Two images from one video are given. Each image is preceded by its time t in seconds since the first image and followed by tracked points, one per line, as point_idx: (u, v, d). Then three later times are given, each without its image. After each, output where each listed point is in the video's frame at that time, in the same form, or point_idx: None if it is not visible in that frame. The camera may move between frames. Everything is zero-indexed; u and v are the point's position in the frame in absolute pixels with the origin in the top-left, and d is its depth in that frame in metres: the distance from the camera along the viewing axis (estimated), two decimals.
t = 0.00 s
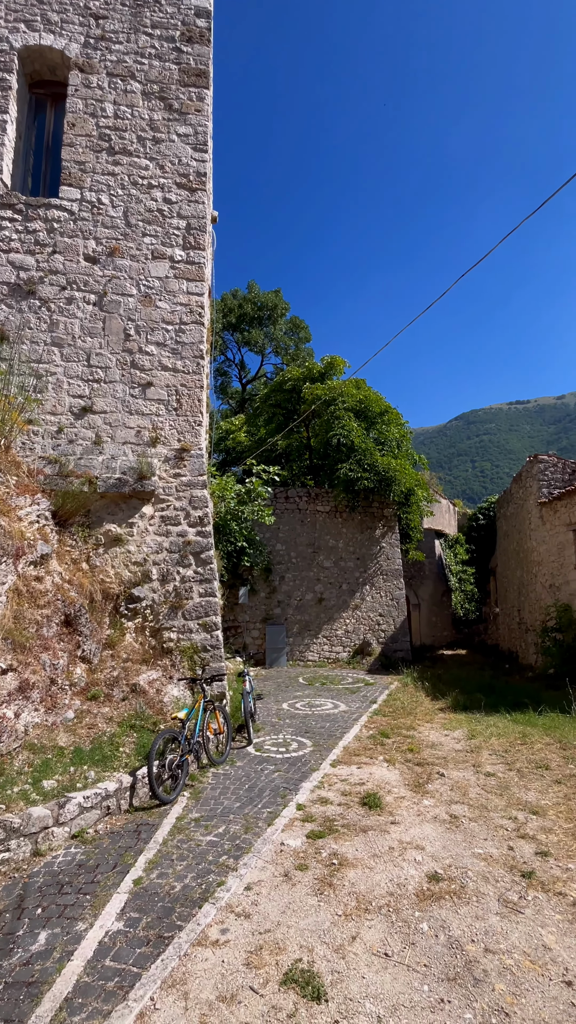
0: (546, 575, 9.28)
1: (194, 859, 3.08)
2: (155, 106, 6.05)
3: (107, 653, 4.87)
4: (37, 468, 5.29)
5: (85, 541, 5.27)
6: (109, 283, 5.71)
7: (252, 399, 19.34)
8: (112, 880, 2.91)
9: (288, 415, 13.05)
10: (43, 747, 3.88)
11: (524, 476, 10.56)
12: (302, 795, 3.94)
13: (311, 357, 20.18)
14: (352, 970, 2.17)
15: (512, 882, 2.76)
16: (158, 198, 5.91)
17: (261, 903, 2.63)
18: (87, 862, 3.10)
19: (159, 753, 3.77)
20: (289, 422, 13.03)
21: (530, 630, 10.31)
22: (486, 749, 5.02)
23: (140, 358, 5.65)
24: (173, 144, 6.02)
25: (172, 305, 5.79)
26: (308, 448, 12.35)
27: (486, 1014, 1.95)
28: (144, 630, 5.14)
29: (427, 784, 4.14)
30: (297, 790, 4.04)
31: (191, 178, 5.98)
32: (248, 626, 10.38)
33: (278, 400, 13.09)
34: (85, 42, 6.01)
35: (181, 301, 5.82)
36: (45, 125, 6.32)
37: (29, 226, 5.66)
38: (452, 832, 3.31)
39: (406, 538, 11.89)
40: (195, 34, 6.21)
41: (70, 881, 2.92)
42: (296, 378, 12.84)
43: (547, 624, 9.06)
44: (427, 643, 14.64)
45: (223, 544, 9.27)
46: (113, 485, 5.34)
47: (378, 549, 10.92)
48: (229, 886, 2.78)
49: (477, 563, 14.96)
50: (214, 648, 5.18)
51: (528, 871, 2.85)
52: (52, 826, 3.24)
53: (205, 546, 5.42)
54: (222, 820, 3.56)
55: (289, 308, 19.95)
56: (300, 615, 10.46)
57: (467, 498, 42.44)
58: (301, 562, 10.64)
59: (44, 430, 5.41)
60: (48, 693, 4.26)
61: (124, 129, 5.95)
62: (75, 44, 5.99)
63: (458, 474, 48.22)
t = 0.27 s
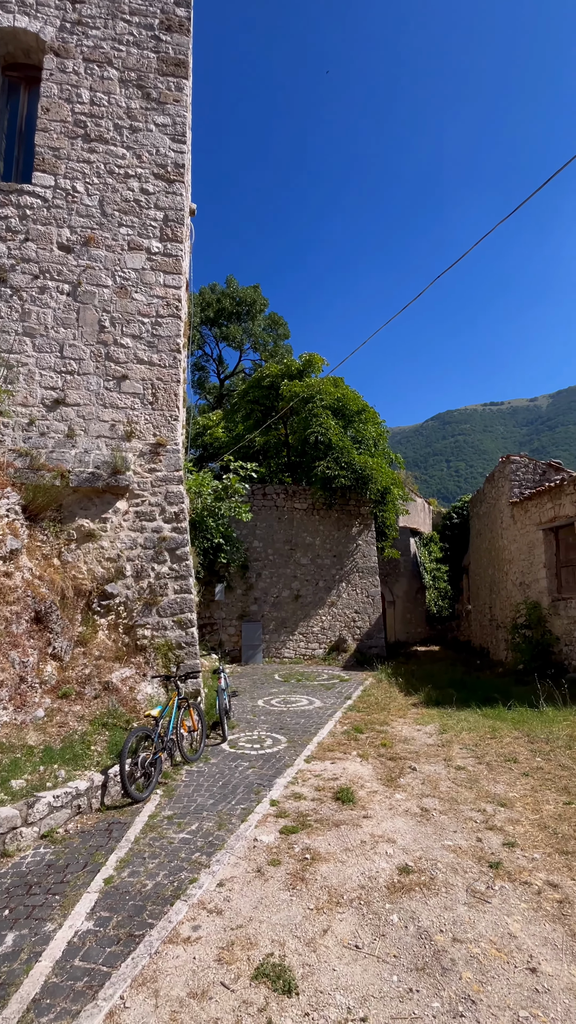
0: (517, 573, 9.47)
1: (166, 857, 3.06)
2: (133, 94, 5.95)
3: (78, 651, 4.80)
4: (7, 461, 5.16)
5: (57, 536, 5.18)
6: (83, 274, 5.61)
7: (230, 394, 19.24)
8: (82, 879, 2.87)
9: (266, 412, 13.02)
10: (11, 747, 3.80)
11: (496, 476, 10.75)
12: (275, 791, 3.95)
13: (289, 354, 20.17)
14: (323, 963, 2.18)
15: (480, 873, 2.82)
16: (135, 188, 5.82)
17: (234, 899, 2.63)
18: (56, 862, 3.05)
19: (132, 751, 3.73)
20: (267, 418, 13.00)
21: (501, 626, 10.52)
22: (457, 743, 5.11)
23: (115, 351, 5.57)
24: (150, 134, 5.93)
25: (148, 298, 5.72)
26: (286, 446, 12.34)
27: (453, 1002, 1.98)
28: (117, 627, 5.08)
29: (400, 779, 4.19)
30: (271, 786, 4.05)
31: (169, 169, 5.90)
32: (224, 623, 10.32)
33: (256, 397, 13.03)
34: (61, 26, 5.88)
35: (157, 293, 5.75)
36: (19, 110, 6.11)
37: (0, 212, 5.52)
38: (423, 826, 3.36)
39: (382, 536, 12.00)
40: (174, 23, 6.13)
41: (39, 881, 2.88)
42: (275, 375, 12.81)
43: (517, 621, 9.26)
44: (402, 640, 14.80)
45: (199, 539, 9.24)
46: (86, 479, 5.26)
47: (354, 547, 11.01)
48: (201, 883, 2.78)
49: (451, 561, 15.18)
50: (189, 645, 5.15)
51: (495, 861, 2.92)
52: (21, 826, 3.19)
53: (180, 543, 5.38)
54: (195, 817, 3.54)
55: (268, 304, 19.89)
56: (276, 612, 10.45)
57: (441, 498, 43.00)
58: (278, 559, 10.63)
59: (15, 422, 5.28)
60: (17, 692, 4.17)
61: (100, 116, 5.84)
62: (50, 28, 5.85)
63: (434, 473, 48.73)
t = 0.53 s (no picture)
0: (487, 571, 9.66)
1: (136, 854, 3.04)
2: (109, 79, 5.84)
3: (47, 647, 4.70)
4: None
5: (26, 530, 5.06)
6: (55, 261, 5.48)
7: (206, 389, 19.08)
8: (49, 879, 2.83)
9: (243, 407, 12.95)
10: None
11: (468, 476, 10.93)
12: (247, 786, 3.96)
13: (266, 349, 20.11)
14: (293, 956, 2.20)
15: (448, 864, 2.87)
16: (110, 176, 5.72)
17: (204, 896, 2.62)
18: (22, 863, 3.00)
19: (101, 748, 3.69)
20: (244, 413, 12.94)
21: (472, 623, 10.72)
22: (427, 737, 5.19)
23: (88, 341, 5.47)
24: (127, 121, 5.83)
25: (123, 288, 5.63)
26: (262, 442, 12.29)
27: (419, 991, 2.02)
28: (88, 623, 5.01)
29: (371, 773, 4.23)
30: (244, 782, 4.05)
31: (145, 158, 5.81)
32: (199, 620, 10.12)
33: (233, 392, 12.95)
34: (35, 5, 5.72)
35: (132, 284, 5.66)
36: None
37: None
38: (393, 819, 3.41)
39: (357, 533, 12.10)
40: (152, 10, 6.03)
41: (4, 883, 2.82)
42: (252, 370, 12.75)
43: (486, 617, 9.45)
44: (375, 636, 14.94)
45: (173, 536, 9.10)
46: (56, 472, 5.15)
47: (330, 545, 11.12)
48: (171, 880, 2.76)
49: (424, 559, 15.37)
50: (161, 641, 5.12)
51: (462, 852, 2.98)
52: None
53: (154, 538, 5.33)
54: (166, 814, 3.52)
55: (245, 299, 19.79)
56: (251, 608, 10.40)
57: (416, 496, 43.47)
58: (254, 556, 10.58)
59: None
60: None
61: (75, 100, 5.71)
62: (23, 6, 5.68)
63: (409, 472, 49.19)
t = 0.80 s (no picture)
0: (457, 569, 9.83)
1: (103, 853, 3.00)
2: (84, 63, 5.70)
3: (13, 644, 4.59)
4: None
5: None
6: (25, 247, 5.33)
7: (181, 382, 18.89)
8: (13, 880, 2.77)
9: (218, 401, 12.85)
10: None
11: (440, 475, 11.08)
12: (218, 783, 3.94)
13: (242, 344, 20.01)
14: (261, 951, 2.20)
15: (415, 856, 2.92)
16: (83, 161, 5.59)
17: (172, 893, 2.61)
18: None
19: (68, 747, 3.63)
20: (219, 408, 12.84)
21: (442, 619, 10.89)
22: (397, 732, 5.26)
23: (59, 330, 5.35)
24: (101, 106, 5.70)
25: (95, 277, 5.52)
26: (238, 437, 12.22)
27: (386, 982, 2.05)
28: (55, 619, 4.89)
29: (341, 768, 4.27)
30: (214, 779, 4.03)
31: (120, 145, 5.70)
32: (171, 616, 10.04)
33: (208, 386, 12.82)
34: None
35: (105, 273, 5.56)
36: None
37: None
38: (362, 813, 3.44)
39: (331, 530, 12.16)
40: None
41: None
42: (227, 364, 12.65)
43: (456, 614, 9.63)
44: (348, 633, 15.05)
45: (146, 531, 8.97)
46: (23, 463, 4.99)
47: (305, 541, 11.14)
48: (139, 878, 2.74)
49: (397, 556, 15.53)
50: (131, 638, 5.07)
51: (429, 844, 3.03)
52: None
53: (125, 533, 5.25)
54: (134, 812, 3.48)
55: (222, 293, 19.63)
56: (225, 605, 10.36)
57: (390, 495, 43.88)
58: (228, 552, 10.54)
59: None
60: None
61: (48, 82, 5.55)
62: None
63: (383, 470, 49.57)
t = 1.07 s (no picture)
0: (428, 567, 9.97)
1: (70, 854, 2.95)
2: (57, 45, 5.56)
3: None
4: None
5: None
6: None
7: (155, 375, 18.67)
8: None
9: (192, 396, 12.72)
10: None
11: (413, 474, 11.21)
12: (188, 781, 3.92)
13: (217, 339, 19.89)
14: (229, 948, 2.20)
15: (383, 850, 2.95)
16: (55, 146, 5.45)
17: (140, 892, 2.58)
18: None
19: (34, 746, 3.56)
20: (193, 403, 12.72)
21: (413, 617, 11.03)
22: (367, 727, 5.31)
23: (28, 319, 5.22)
24: (75, 91, 5.57)
25: (66, 265, 5.40)
26: (212, 433, 12.14)
27: (353, 975, 2.07)
28: (21, 616, 4.79)
29: (312, 764, 4.28)
30: (184, 777, 4.00)
31: (94, 131, 5.58)
32: (142, 613, 9.92)
33: (183, 380, 12.66)
34: None
35: (77, 262, 5.44)
36: None
37: None
38: (332, 808, 3.47)
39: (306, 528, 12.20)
40: None
41: None
42: (202, 358, 12.53)
43: (427, 611, 9.77)
44: (320, 630, 15.12)
45: (116, 526, 8.85)
46: None
47: (279, 538, 11.14)
48: (106, 878, 2.70)
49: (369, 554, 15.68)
50: (101, 635, 4.99)
51: (397, 838, 3.07)
52: None
53: (95, 528, 5.16)
54: (102, 811, 3.44)
55: (197, 286, 19.45)
56: (197, 602, 10.29)
57: (363, 493, 44.20)
58: (201, 548, 10.46)
59: None
60: None
61: (19, 63, 5.40)
62: None
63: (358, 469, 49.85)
